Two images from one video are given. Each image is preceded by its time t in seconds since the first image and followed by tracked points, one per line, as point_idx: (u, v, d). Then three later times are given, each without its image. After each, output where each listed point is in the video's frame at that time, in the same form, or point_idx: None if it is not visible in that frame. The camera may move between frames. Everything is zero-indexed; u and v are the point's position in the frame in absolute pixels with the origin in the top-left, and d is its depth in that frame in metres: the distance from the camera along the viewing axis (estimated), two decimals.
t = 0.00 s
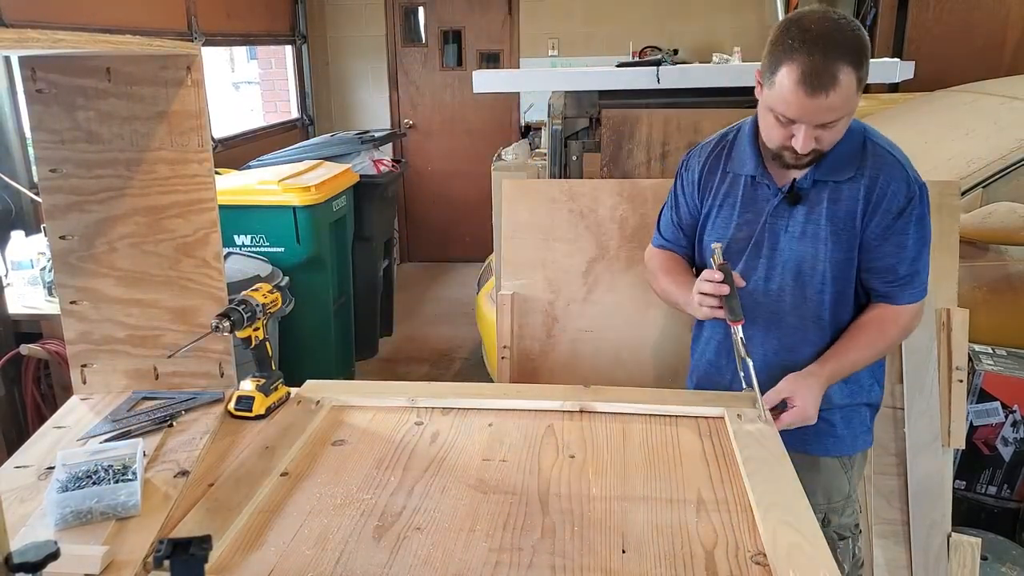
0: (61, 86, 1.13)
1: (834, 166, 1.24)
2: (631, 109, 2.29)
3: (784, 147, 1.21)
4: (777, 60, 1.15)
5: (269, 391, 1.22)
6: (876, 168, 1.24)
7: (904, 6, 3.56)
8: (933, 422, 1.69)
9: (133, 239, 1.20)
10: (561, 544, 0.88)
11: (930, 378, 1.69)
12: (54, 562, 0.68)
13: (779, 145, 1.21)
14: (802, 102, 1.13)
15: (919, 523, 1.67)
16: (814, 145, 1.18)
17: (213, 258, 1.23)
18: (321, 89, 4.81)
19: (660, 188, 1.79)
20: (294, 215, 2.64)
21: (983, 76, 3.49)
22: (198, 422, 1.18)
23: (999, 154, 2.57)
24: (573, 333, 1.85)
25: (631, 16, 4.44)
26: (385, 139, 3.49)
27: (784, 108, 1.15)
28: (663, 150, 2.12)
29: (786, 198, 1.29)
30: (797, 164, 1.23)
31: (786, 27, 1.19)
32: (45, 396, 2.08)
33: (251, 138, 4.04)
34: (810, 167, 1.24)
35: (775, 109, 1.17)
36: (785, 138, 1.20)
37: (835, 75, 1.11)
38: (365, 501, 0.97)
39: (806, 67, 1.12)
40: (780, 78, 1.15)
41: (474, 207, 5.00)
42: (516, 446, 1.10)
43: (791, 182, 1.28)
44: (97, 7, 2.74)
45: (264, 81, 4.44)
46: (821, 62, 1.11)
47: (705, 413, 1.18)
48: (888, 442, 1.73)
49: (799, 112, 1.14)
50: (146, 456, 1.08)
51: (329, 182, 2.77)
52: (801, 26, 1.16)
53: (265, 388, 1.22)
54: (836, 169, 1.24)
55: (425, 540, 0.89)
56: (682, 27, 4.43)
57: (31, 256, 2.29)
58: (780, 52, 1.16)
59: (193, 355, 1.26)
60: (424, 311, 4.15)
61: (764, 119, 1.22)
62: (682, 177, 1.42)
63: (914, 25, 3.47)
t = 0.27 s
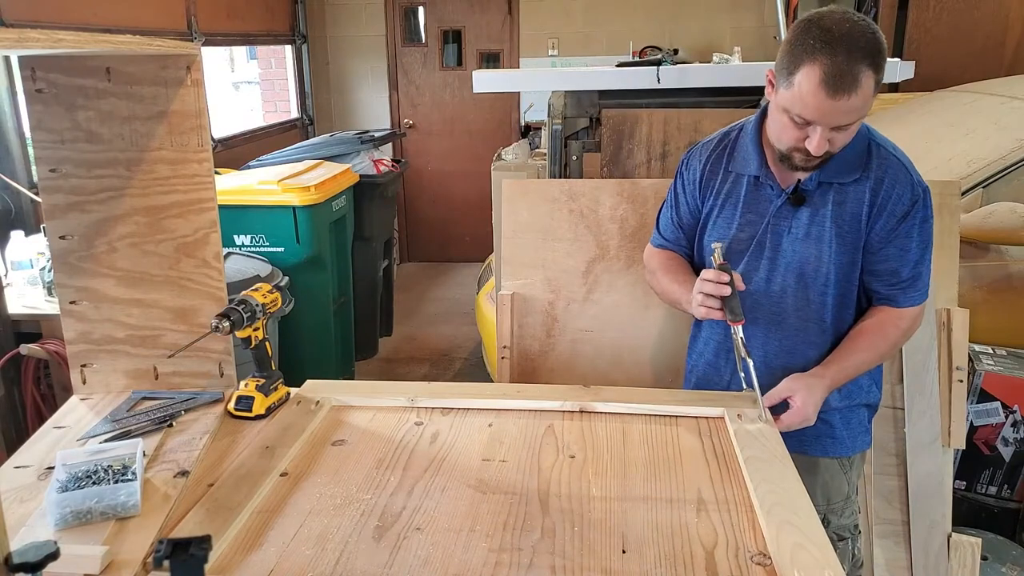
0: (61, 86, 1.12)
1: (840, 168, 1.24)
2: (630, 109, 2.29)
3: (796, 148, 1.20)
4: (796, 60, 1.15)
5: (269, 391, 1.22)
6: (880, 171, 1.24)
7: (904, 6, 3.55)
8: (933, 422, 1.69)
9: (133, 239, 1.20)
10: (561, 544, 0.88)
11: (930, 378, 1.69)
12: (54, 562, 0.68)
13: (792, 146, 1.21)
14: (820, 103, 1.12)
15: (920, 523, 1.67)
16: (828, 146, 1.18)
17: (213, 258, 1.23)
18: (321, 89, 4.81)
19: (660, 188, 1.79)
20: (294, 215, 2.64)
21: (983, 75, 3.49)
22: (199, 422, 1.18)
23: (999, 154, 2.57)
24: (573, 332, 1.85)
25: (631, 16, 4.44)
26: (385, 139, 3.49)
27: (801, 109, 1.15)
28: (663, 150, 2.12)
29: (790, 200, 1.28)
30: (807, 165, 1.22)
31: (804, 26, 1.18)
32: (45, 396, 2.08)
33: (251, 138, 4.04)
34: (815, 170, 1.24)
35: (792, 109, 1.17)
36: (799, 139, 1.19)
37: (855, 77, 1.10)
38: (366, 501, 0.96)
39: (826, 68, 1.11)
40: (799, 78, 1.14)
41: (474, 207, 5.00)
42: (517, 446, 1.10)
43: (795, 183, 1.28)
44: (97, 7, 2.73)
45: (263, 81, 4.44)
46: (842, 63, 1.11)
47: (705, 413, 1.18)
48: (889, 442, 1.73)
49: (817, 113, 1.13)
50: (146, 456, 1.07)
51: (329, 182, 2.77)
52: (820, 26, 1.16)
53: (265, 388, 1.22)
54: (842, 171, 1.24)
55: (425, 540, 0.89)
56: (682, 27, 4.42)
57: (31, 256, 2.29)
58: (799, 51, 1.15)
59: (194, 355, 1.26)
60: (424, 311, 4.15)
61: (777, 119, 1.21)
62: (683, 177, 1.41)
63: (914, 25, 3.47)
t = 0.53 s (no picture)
0: (61, 86, 1.12)
1: (839, 171, 1.24)
2: (630, 110, 2.29)
3: (799, 151, 1.20)
4: (802, 62, 1.14)
5: (270, 391, 1.23)
6: (879, 174, 1.24)
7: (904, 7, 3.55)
8: (934, 422, 1.68)
9: (133, 239, 1.20)
10: (561, 544, 0.88)
11: (930, 378, 1.68)
12: (54, 562, 0.68)
13: (795, 148, 1.20)
14: (826, 107, 1.12)
15: (920, 523, 1.68)
16: (831, 150, 1.17)
17: (212, 258, 1.23)
18: (321, 89, 4.81)
19: (659, 188, 1.79)
20: (294, 215, 2.64)
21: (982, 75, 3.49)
22: (199, 422, 1.18)
23: (999, 153, 2.57)
24: (573, 332, 1.85)
25: (631, 16, 4.44)
26: (385, 139, 3.50)
27: (806, 111, 1.14)
28: (663, 151, 2.12)
29: (789, 202, 1.28)
30: (808, 168, 1.22)
31: (810, 27, 1.17)
32: (45, 396, 2.08)
33: (251, 138, 4.04)
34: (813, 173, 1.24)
35: (796, 112, 1.16)
36: (802, 142, 1.19)
37: (860, 81, 1.10)
38: (366, 501, 0.96)
39: (832, 71, 1.10)
40: (804, 80, 1.13)
41: (474, 207, 5.00)
42: (516, 446, 1.10)
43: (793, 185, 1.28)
44: (97, 7, 2.73)
45: (263, 81, 4.44)
46: (847, 66, 1.10)
47: (705, 413, 1.18)
48: (889, 442, 1.72)
49: (821, 116, 1.13)
50: (145, 456, 1.07)
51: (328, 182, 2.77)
52: (826, 28, 1.15)
53: (265, 388, 1.22)
54: (840, 173, 1.24)
55: (425, 540, 0.89)
56: (682, 27, 4.42)
57: (31, 256, 2.29)
58: (805, 54, 1.14)
59: (194, 354, 1.26)
60: (424, 311, 4.15)
61: (780, 121, 1.21)
62: (681, 177, 1.41)
63: (914, 25, 3.47)
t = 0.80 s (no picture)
0: (61, 86, 1.12)
1: (846, 171, 1.23)
2: (631, 110, 2.29)
3: (807, 151, 1.19)
4: (812, 61, 1.13)
5: (270, 392, 1.23)
6: (886, 173, 1.24)
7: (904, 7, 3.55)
8: (934, 422, 1.68)
9: (133, 239, 1.20)
10: (561, 544, 0.88)
11: (930, 379, 1.69)
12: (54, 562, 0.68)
13: (803, 147, 1.20)
14: (836, 105, 1.11)
15: (919, 522, 1.68)
16: (839, 149, 1.17)
17: (213, 258, 1.23)
18: (321, 89, 4.81)
19: (660, 188, 1.79)
20: (293, 215, 2.64)
21: (982, 75, 3.49)
22: (199, 422, 1.18)
23: (999, 153, 2.57)
24: (573, 332, 1.85)
25: (631, 16, 4.44)
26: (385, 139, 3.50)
27: (816, 110, 1.14)
28: (663, 151, 2.12)
29: (796, 202, 1.28)
30: (816, 168, 1.22)
31: (818, 26, 1.16)
32: (45, 396, 2.08)
33: (251, 138, 4.04)
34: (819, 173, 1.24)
35: (805, 110, 1.15)
36: (810, 141, 1.18)
37: (871, 79, 1.10)
38: (366, 502, 0.96)
39: (842, 70, 1.10)
40: (814, 78, 1.13)
41: (474, 207, 5.00)
42: (517, 446, 1.10)
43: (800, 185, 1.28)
44: (97, 7, 2.73)
45: (263, 81, 4.44)
46: (857, 65, 1.10)
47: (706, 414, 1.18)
48: (888, 442, 1.72)
49: (832, 115, 1.12)
50: (145, 456, 1.07)
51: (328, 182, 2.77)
52: (835, 26, 1.14)
53: (265, 389, 1.22)
54: (848, 173, 1.24)
55: (425, 540, 0.89)
56: (682, 27, 4.42)
57: (31, 256, 2.29)
58: (815, 52, 1.13)
59: (194, 354, 1.26)
60: (424, 311, 4.15)
61: (789, 120, 1.20)
62: (687, 177, 1.41)
63: (914, 25, 3.47)
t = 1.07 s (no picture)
0: (61, 86, 1.12)
1: (852, 170, 1.24)
2: (631, 109, 2.29)
3: (807, 146, 1.20)
4: (813, 54, 1.14)
5: (270, 392, 1.23)
6: (891, 173, 1.25)
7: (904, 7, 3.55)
8: (934, 422, 1.68)
9: (133, 239, 1.20)
10: (561, 544, 0.88)
11: (930, 379, 1.68)
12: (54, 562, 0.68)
13: (803, 142, 1.20)
14: (834, 100, 1.12)
15: (920, 522, 1.67)
16: (839, 145, 1.17)
17: (212, 258, 1.23)
18: (321, 89, 4.81)
19: (659, 188, 1.79)
20: (293, 215, 2.64)
21: (982, 75, 3.49)
22: (199, 422, 1.18)
23: (999, 154, 2.57)
24: (573, 332, 1.85)
25: (631, 16, 4.44)
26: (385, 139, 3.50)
27: (815, 104, 1.14)
28: (663, 151, 2.13)
29: (801, 202, 1.29)
30: (817, 165, 1.22)
31: (821, 22, 1.17)
32: (45, 396, 2.08)
33: (251, 138, 4.04)
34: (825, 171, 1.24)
35: (805, 106, 1.16)
36: (810, 137, 1.19)
37: (870, 73, 1.10)
38: (366, 502, 0.96)
39: (841, 63, 1.11)
40: (814, 73, 1.13)
41: (474, 207, 5.00)
42: (517, 446, 1.10)
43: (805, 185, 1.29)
44: (97, 6, 2.73)
45: (263, 81, 4.44)
46: (856, 58, 1.10)
47: (705, 414, 1.17)
48: (888, 442, 1.72)
49: (831, 109, 1.13)
50: (145, 456, 1.07)
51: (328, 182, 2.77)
52: (838, 21, 1.15)
53: (265, 388, 1.22)
54: (853, 173, 1.24)
55: (425, 540, 0.89)
56: (682, 27, 4.42)
57: (31, 256, 2.29)
58: (816, 46, 1.14)
59: (194, 354, 1.26)
60: (424, 311, 4.15)
61: (790, 116, 1.21)
62: (690, 175, 1.41)
63: (914, 25, 3.47)
